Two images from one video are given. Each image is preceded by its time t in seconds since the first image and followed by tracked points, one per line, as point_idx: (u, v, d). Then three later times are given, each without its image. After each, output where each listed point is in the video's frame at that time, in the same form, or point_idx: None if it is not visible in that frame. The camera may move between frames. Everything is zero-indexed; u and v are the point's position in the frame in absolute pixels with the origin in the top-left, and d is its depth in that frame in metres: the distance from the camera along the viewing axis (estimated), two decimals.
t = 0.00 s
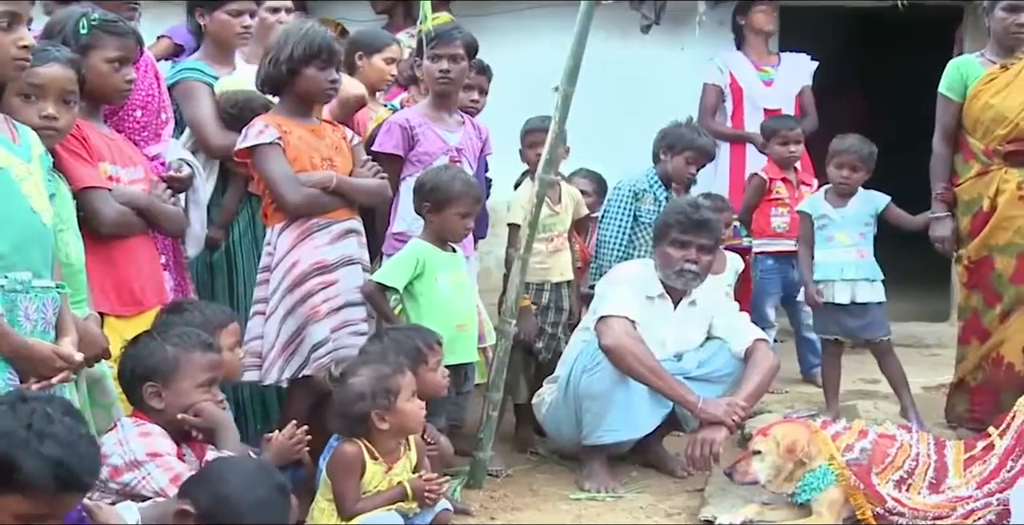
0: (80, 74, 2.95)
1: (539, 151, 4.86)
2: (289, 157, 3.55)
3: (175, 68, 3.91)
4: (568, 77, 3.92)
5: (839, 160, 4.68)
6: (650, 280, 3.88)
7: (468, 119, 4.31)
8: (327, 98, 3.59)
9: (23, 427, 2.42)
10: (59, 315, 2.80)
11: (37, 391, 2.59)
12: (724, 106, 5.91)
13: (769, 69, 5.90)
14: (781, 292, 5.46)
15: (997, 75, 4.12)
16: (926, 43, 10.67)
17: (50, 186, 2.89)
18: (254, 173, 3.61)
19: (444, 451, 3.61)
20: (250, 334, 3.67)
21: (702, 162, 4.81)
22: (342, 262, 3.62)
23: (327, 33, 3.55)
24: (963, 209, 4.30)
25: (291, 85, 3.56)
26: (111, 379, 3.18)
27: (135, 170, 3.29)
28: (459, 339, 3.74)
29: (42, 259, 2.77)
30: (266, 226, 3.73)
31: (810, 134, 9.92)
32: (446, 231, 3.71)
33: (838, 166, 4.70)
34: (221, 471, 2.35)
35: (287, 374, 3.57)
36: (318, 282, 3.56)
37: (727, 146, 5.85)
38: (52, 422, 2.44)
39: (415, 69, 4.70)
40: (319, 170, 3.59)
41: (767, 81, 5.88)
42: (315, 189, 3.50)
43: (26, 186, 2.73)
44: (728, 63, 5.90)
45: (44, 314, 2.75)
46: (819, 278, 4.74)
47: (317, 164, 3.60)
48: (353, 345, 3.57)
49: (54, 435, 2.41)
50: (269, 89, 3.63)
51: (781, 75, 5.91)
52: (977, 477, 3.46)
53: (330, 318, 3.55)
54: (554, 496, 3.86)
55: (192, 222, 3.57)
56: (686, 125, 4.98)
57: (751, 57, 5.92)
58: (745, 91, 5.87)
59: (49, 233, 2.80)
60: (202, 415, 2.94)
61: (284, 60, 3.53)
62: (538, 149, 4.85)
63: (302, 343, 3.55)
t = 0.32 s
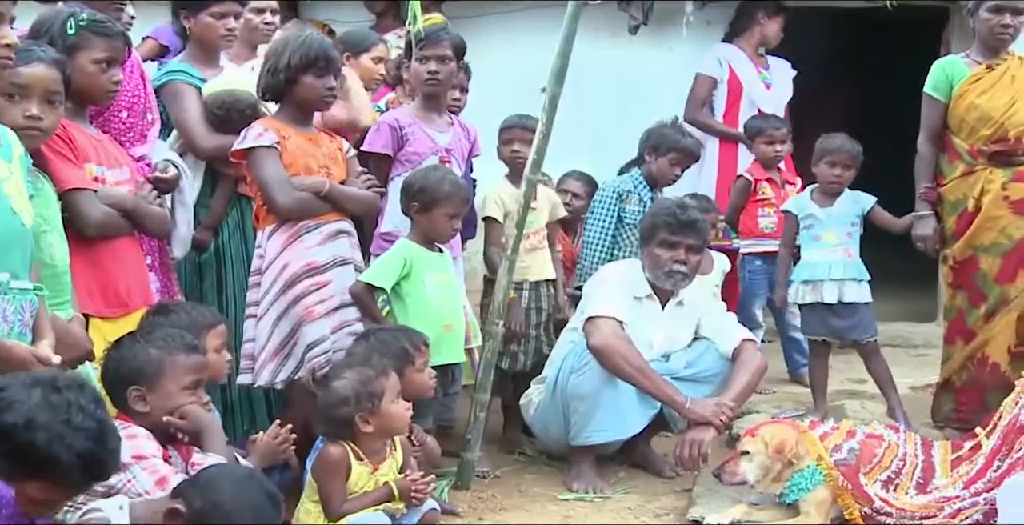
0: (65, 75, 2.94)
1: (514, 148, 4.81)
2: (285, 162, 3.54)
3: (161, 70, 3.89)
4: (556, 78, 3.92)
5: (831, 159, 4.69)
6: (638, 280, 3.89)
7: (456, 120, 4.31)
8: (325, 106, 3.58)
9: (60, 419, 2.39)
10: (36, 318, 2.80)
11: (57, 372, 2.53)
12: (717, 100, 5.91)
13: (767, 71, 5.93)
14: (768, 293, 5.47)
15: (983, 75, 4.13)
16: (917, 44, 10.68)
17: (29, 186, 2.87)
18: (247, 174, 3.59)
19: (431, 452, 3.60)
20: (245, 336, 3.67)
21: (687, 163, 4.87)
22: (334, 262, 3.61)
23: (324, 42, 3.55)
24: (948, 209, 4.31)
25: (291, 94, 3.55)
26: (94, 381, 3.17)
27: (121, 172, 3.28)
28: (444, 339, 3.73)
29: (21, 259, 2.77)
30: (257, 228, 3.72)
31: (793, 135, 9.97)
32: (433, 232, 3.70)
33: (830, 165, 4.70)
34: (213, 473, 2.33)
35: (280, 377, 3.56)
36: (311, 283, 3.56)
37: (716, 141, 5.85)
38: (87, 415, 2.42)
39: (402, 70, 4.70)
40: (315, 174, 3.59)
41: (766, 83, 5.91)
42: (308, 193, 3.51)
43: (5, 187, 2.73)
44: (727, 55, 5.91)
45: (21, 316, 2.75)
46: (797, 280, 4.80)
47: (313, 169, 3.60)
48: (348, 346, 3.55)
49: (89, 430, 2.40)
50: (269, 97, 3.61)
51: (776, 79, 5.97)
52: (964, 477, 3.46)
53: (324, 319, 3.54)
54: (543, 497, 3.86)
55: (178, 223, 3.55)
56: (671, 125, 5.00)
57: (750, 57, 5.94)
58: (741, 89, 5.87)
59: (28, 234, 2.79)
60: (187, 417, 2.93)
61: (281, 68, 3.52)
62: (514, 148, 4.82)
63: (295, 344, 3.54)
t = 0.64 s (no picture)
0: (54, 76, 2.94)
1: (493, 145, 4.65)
2: (279, 161, 3.54)
3: (147, 72, 3.84)
4: (543, 78, 3.91)
5: (825, 164, 4.72)
6: (626, 280, 3.90)
7: (442, 120, 4.31)
8: (314, 107, 3.58)
9: (94, 399, 2.36)
10: (19, 318, 2.80)
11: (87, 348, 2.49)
12: (711, 96, 5.91)
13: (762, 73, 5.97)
14: (757, 293, 5.45)
15: (969, 75, 4.15)
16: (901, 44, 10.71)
17: (13, 186, 2.86)
18: (239, 173, 3.59)
19: (419, 453, 3.59)
20: (234, 335, 3.66)
21: (674, 163, 4.89)
22: (325, 263, 3.61)
23: (314, 43, 3.53)
24: (935, 209, 4.31)
25: (279, 95, 3.55)
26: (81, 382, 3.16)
27: (108, 172, 3.27)
28: (433, 339, 3.73)
29: (3, 259, 2.75)
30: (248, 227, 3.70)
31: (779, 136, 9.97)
32: (421, 231, 3.70)
33: (824, 169, 4.74)
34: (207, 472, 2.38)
35: (270, 375, 3.55)
36: (302, 283, 3.55)
37: (706, 138, 5.87)
38: (120, 396, 2.40)
39: (389, 69, 4.69)
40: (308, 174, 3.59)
41: (761, 85, 5.94)
42: (302, 192, 3.50)
43: None
44: (726, 53, 5.88)
45: (4, 316, 2.74)
46: (790, 282, 4.77)
47: (305, 168, 3.60)
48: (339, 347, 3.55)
49: (120, 412, 2.39)
50: (258, 96, 3.60)
51: (769, 80, 6.02)
52: (951, 477, 3.45)
53: (314, 319, 3.54)
54: (531, 497, 3.85)
55: (165, 223, 3.56)
56: (659, 125, 5.01)
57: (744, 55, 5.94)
58: (738, 89, 5.89)
59: (10, 233, 2.78)
60: (181, 420, 2.95)
61: (271, 69, 3.51)
62: (491, 145, 4.62)
63: (285, 344, 3.53)
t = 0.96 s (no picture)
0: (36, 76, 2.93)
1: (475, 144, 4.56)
2: (262, 162, 3.53)
3: (133, 71, 3.80)
4: (529, 78, 3.91)
5: (822, 157, 4.76)
6: (612, 280, 3.89)
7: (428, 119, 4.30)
8: (297, 107, 3.56)
9: (110, 425, 2.21)
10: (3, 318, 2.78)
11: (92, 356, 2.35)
12: (707, 94, 5.94)
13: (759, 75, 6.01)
14: (742, 292, 5.46)
15: (953, 75, 4.17)
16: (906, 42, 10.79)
17: None
18: (224, 176, 3.57)
19: (406, 453, 3.58)
20: (221, 337, 3.64)
21: (659, 162, 4.88)
22: (312, 265, 3.60)
23: (297, 43, 3.51)
24: (919, 208, 4.31)
25: (262, 95, 3.54)
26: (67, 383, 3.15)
27: (94, 171, 3.26)
28: (419, 338, 3.73)
29: None
30: (235, 228, 3.69)
31: (772, 125, 9.96)
32: (406, 231, 3.69)
33: (821, 163, 4.77)
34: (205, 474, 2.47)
35: (258, 377, 3.54)
36: (290, 285, 3.54)
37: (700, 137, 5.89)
38: (133, 426, 2.26)
39: (376, 68, 4.68)
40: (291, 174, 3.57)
41: (758, 85, 5.98)
42: (287, 193, 3.49)
43: None
44: (722, 53, 5.93)
45: None
46: (799, 282, 4.72)
47: (289, 168, 3.58)
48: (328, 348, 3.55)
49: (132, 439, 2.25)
50: (240, 96, 3.59)
51: (766, 83, 6.06)
52: (937, 476, 3.45)
53: (302, 321, 3.52)
54: (517, 497, 3.85)
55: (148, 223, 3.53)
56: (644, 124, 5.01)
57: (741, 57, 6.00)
58: (733, 89, 5.92)
59: None
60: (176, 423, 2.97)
61: (253, 68, 3.50)
62: (475, 144, 4.58)
63: (273, 346, 3.52)
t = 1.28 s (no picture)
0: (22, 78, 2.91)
1: (459, 145, 4.47)
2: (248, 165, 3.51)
3: (119, 69, 3.78)
4: (516, 77, 3.91)
5: (817, 158, 4.78)
6: (599, 280, 3.89)
7: (414, 119, 4.29)
8: (283, 108, 3.55)
9: (101, 468, 2.08)
10: None
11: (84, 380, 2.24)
12: (716, 91, 5.94)
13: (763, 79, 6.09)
14: (730, 293, 5.45)
15: (940, 76, 4.17)
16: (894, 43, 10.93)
17: None
18: (210, 178, 3.55)
19: (393, 455, 3.57)
20: (207, 338, 3.62)
21: (645, 162, 4.87)
22: (300, 266, 3.58)
23: (281, 43, 3.50)
24: (908, 209, 4.33)
25: (247, 97, 3.52)
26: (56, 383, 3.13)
27: (81, 171, 3.24)
28: (406, 338, 3.72)
29: None
30: (222, 229, 3.67)
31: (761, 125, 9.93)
32: (393, 231, 3.67)
33: (815, 164, 4.79)
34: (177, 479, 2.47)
35: (245, 379, 3.52)
36: (276, 286, 3.52)
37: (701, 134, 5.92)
38: (124, 468, 2.13)
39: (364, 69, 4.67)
40: (277, 177, 3.56)
41: (763, 90, 6.06)
42: (273, 195, 3.48)
43: None
44: (735, 54, 5.95)
45: None
46: (804, 286, 4.73)
47: (275, 171, 3.57)
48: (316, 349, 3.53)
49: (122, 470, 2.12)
50: (226, 97, 3.57)
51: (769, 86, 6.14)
52: (925, 476, 3.47)
53: (289, 322, 3.51)
54: (504, 497, 3.85)
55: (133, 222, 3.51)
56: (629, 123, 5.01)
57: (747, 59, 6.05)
58: (741, 91, 5.97)
59: None
60: (164, 424, 2.95)
61: (238, 70, 3.48)
62: (458, 146, 4.48)
63: (259, 347, 3.50)
